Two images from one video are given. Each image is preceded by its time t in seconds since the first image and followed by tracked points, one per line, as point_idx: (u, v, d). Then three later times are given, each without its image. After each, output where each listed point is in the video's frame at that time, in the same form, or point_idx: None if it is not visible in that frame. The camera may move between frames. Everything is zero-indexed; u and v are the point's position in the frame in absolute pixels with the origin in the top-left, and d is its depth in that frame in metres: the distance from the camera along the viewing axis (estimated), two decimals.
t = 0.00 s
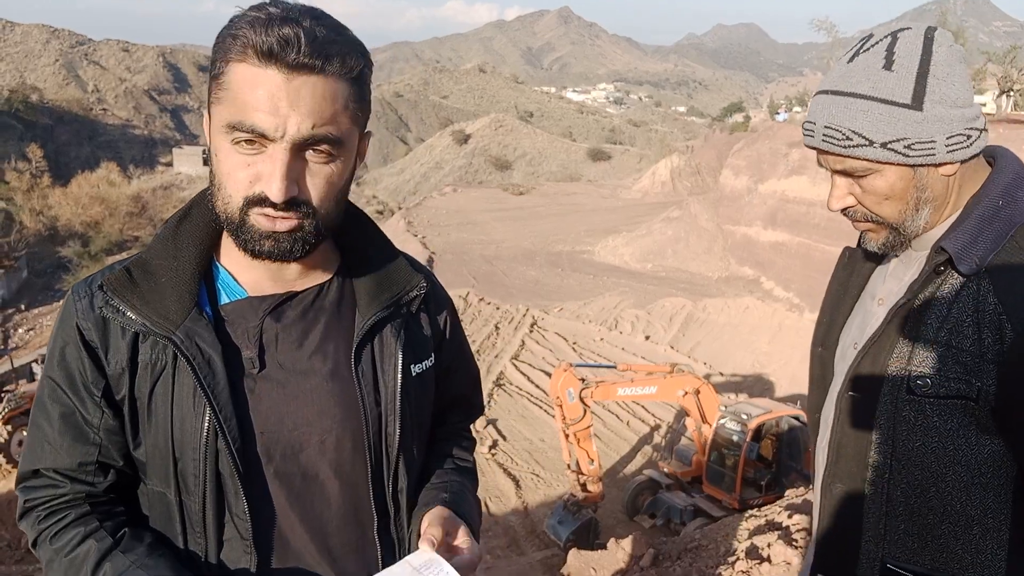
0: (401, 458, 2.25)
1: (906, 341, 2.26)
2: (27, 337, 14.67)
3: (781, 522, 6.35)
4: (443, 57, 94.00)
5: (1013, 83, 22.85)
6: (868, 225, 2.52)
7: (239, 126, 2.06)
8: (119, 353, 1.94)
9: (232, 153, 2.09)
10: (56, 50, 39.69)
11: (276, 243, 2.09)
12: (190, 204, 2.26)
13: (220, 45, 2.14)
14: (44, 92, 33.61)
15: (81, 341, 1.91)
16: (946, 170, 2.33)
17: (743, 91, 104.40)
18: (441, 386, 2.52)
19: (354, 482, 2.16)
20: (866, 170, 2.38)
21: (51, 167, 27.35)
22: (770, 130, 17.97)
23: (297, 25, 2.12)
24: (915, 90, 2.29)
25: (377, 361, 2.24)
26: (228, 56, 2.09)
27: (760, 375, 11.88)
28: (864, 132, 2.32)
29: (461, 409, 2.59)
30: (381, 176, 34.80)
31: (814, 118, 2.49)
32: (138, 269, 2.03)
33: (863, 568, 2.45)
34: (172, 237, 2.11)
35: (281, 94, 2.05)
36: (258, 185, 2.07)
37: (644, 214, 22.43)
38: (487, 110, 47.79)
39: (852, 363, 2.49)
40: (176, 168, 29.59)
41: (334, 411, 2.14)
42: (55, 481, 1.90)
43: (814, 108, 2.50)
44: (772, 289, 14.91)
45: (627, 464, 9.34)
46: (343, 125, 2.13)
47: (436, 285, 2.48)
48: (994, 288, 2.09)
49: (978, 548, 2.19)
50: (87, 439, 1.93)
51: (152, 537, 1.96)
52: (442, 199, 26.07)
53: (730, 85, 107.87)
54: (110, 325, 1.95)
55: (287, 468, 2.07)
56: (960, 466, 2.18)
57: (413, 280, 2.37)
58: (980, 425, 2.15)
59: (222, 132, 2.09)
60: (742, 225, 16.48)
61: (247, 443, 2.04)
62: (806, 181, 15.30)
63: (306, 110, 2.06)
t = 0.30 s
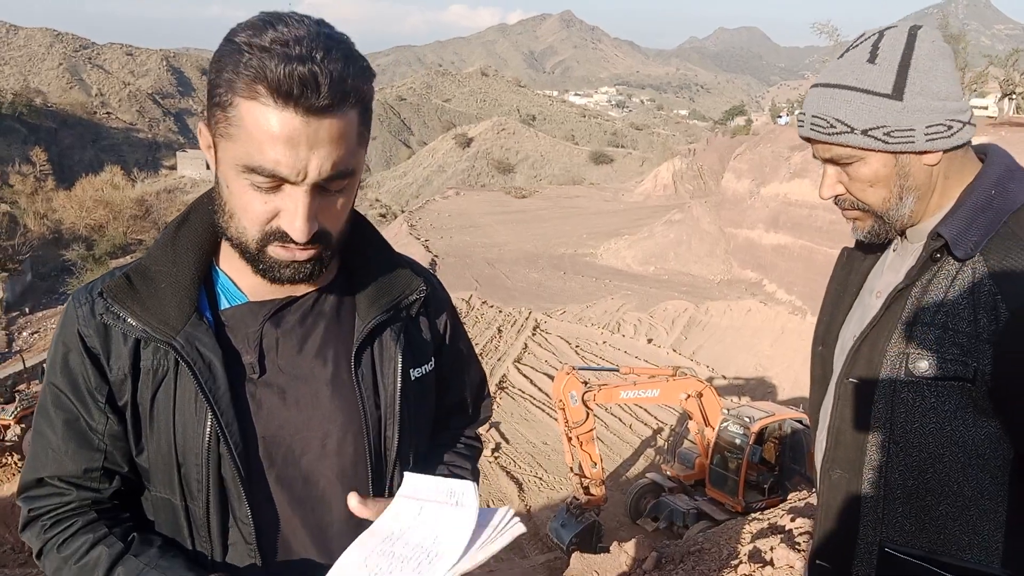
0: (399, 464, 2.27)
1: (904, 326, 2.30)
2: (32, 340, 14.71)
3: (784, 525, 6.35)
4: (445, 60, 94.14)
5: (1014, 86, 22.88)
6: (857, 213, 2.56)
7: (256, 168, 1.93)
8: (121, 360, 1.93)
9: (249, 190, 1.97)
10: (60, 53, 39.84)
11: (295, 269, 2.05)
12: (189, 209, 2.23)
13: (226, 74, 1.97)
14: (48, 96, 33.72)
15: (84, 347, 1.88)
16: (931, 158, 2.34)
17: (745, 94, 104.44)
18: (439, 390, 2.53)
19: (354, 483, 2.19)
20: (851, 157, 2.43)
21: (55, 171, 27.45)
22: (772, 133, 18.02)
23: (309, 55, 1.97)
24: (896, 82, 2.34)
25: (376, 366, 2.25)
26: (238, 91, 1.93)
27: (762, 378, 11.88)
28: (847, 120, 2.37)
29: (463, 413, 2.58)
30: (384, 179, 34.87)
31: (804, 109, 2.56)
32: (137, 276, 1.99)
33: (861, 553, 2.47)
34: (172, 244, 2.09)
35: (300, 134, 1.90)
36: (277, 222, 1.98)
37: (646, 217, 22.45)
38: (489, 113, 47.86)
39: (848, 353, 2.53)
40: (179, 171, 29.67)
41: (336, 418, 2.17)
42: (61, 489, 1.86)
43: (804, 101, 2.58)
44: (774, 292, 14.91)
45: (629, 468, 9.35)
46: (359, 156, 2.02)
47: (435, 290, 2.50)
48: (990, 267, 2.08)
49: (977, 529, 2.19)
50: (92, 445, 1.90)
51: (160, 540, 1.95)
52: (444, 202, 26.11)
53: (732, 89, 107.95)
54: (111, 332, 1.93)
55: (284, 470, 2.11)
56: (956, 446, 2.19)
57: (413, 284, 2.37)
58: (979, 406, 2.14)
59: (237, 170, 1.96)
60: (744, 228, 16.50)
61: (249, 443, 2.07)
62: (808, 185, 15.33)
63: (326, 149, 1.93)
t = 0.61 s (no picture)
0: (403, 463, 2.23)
1: (906, 308, 2.31)
2: (34, 339, 14.72)
3: (785, 526, 6.33)
4: (448, 59, 94.11)
5: (1018, 86, 22.83)
6: (843, 198, 2.65)
7: (262, 169, 1.90)
8: (127, 360, 1.91)
9: (255, 191, 1.94)
10: (64, 52, 39.93)
11: (303, 270, 2.03)
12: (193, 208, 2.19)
13: (234, 76, 1.94)
14: (52, 95, 33.79)
15: (90, 347, 1.87)
16: (908, 153, 2.39)
17: (749, 94, 104.27)
18: (443, 390, 2.48)
19: (359, 485, 2.15)
20: (834, 143, 2.53)
21: (59, 170, 27.51)
22: (775, 133, 18.01)
23: (315, 55, 1.94)
24: (880, 75, 2.40)
25: (381, 367, 2.23)
26: (244, 91, 1.91)
27: (764, 378, 11.86)
28: (829, 109, 2.49)
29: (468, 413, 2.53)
30: (387, 179, 34.88)
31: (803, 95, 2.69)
32: (143, 276, 1.97)
33: (861, 535, 2.46)
34: (175, 243, 2.05)
35: (307, 135, 1.88)
36: (284, 224, 1.96)
37: (649, 216, 22.42)
38: (493, 112, 47.86)
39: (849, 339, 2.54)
40: (182, 170, 29.70)
41: (342, 416, 2.13)
42: (67, 489, 1.85)
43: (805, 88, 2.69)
44: (777, 292, 14.87)
45: (632, 468, 9.33)
46: (366, 157, 1.99)
47: (441, 290, 2.45)
48: (988, 253, 2.11)
49: (973, 510, 2.19)
50: (98, 445, 1.88)
51: (170, 539, 1.94)
52: (447, 201, 26.10)
53: (735, 89, 107.74)
54: (117, 332, 1.91)
55: (289, 468, 2.07)
56: (954, 428, 2.20)
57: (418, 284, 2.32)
58: (979, 390, 2.15)
59: (244, 171, 1.93)
60: (747, 228, 16.47)
61: (255, 441, 2.04)
62: (811, 185, 15.32)
63: (333, 150, 1.90)
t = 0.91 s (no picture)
0: (415, 462, 2.21)
1: (899, 299, 2.29)
2: (34, 340, 14.72)
3: (786, 526, 6.33)
4: (448, 60, 94.12)
5: (1018, 87, 22.85)
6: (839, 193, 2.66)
7: (276, 172, 1.88)
8: (137, 362, 1.88)
9: (269, 194, 1.92)
10: (63, 54, 39.94)
11: (319, 271, 2.00)
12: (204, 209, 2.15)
13: (249, 79, 1.91)
14: (52, 96, 33.80)
15: (98, 349, 1.83)
16: (909, 158, 2.37)
17: (749, 95, 104.39)
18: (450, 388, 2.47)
19: (371, 485, 2.13)
20: (841, 139, 2.53)
21: (59, 171, 27.52)
22: (775, 134, 18.04)
23: (328, 59, 1.92)
24: (893, 79, 2.36)
25: (392, 366, 2.21)
26: (259, 94, 1.88)
27: (765, 378, 11.85)
28: (840, 105, 2.47)
29: (476, 410, 2.54)
30: (386, 180, 34.89)
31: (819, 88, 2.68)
32: (156, 278, 1.94)
33: (857, 522, 2.40)
34: (187, 245, 2.02)
35: (320, 138, 1.85)
36: (297, 226, 1.93)
37: (648, 217, 22.43)
38: (492, 113, 47.87)
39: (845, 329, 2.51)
40: (182, 171, 29.70)
41: (351, 417, 2.10)
42: (70, 487, 1.82)
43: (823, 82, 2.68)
44: (777, 293, 14.89)
45: (633, 468, 9.33)
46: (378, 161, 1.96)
47: (449, 290, 2.44)
48: (975, 242, 2.11)
49: (966, 493, 2.15)
50: (101, 445, 1.84)
51: (162, 544, 1.89)
52: (447, 202, 26.10)
53: (735, 90, 107.78)
54: (127, 333, 1.88)
55: (304, 467, 2.04)
56: (944, 413, 2.17)
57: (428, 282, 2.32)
58: (969, 374, 2.12)
59: (258, 174, 1.91)
60: (747, 229, 16.48)
61: (266, 442, 2.00)
62: (811, 185, 15.34)
63: (347, 153, 1.88)
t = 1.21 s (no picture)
0: (431, 455, 2.21)
1: (893, 292, 2.30)
2: (30, 340, 14.69)
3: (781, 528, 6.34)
4: (444, 59, 94.08)
5: (1014, 89, 22.90)
6: (849, 188, 2.63)
7: (300, 170, 1.87)
8: (157, 356, 1.85)
9: (293, 193, 1.91)
10: (59, 53, 39.82)
11: (337, 269, 1.98)
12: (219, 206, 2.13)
13: (270, 78, 1.90)
14: (47, 96, 33.69)
15: (118, 343, 1.80)
16: (928, 156, 2.37)
17: (745, 96, 104.54)
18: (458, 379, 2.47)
19: (388, 477, 2.12)
20: (862, 132, 2.48)
21: (54, 171, 27.44)
22: (772, 135, 18.08)
23: (348, 58, 1.91)
24: (922, 76, 2.34)
25: (406, 359, 2.21)
26: (282, 94, 1.87)
27: (761, 379, 11.86)
28: (867, 97, 2.43)
29: (481, 402, 2.54)
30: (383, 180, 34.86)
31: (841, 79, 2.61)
32: (175, 272, 1.92)
33: (831, 509, 2.43)
34: (205, 242, 1.99)
35: (344, 136, 1.85)
36: (323, 223, 1.92)
37: (645, 218, 22.44)
38: (489, 113, 47.85)
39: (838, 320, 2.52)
40: (178, 171, 29.63)
41: (366, 408, 2.08)
42: (88, 484, 1.79)
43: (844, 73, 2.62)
44: (773, 294, 14.92)
45: (629, 469, 9.34)
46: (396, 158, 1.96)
47: (457, 284, 2.44)
48: (973, 241, 2.12)
49: (940, 489, 2.18)
50: (120, 441, 1.81)
51: (181, 540, 1.86)
52: (443, 203, 26.08)
53: (731, 91, 107.93)
54: (147, 328, 1.85)
55: (327, 463, 2.02)
56: (925, 408, 2.19)
57: (436, 274, 2.33)
58: (951, 372, 2.15)
59: (282, 174, 1.89)
60: (744, 230, 16.50)
61: (288, 437, 1.97)
62: (808, 187, 15.37)
63: (370, 150, 1.88)
